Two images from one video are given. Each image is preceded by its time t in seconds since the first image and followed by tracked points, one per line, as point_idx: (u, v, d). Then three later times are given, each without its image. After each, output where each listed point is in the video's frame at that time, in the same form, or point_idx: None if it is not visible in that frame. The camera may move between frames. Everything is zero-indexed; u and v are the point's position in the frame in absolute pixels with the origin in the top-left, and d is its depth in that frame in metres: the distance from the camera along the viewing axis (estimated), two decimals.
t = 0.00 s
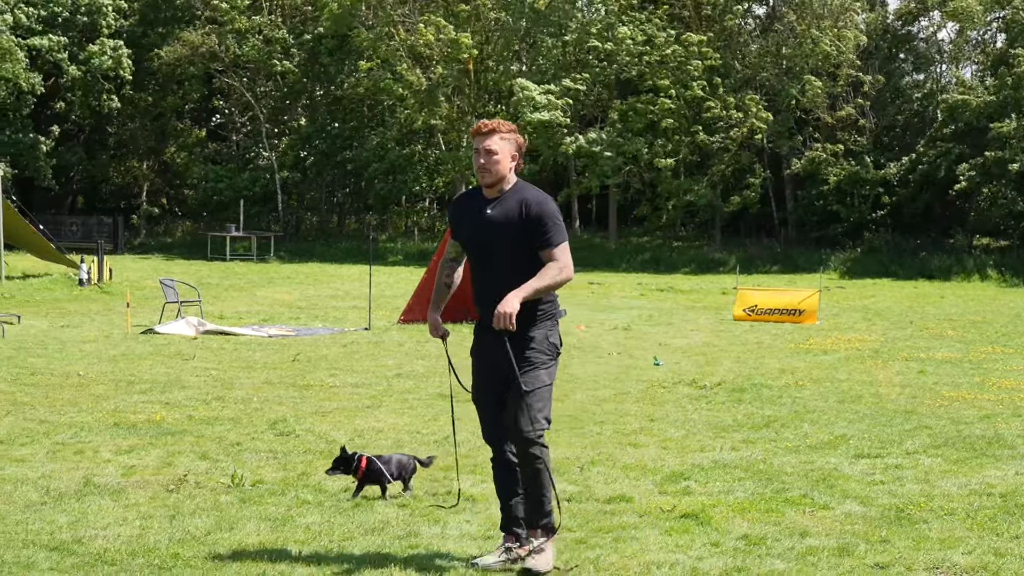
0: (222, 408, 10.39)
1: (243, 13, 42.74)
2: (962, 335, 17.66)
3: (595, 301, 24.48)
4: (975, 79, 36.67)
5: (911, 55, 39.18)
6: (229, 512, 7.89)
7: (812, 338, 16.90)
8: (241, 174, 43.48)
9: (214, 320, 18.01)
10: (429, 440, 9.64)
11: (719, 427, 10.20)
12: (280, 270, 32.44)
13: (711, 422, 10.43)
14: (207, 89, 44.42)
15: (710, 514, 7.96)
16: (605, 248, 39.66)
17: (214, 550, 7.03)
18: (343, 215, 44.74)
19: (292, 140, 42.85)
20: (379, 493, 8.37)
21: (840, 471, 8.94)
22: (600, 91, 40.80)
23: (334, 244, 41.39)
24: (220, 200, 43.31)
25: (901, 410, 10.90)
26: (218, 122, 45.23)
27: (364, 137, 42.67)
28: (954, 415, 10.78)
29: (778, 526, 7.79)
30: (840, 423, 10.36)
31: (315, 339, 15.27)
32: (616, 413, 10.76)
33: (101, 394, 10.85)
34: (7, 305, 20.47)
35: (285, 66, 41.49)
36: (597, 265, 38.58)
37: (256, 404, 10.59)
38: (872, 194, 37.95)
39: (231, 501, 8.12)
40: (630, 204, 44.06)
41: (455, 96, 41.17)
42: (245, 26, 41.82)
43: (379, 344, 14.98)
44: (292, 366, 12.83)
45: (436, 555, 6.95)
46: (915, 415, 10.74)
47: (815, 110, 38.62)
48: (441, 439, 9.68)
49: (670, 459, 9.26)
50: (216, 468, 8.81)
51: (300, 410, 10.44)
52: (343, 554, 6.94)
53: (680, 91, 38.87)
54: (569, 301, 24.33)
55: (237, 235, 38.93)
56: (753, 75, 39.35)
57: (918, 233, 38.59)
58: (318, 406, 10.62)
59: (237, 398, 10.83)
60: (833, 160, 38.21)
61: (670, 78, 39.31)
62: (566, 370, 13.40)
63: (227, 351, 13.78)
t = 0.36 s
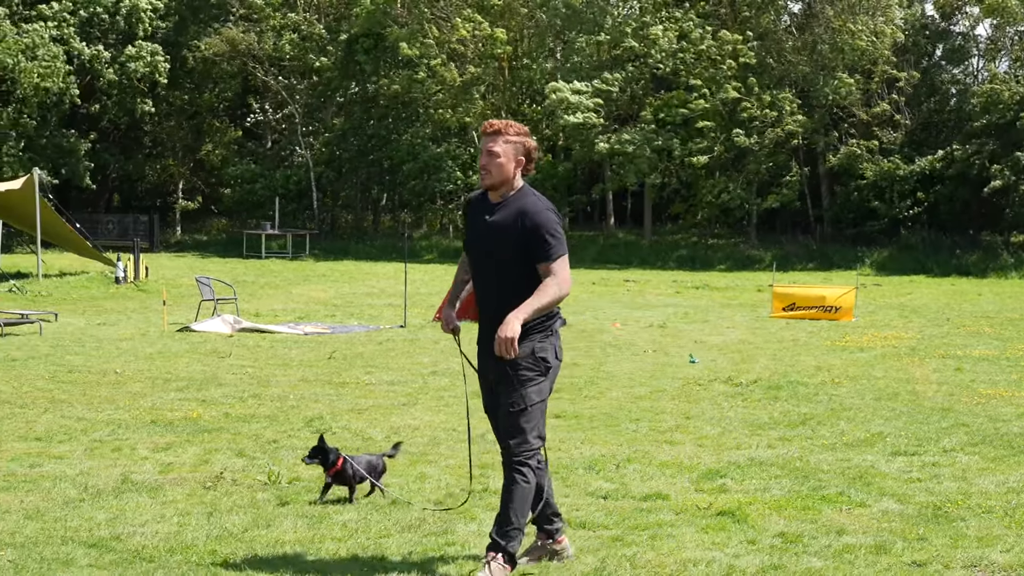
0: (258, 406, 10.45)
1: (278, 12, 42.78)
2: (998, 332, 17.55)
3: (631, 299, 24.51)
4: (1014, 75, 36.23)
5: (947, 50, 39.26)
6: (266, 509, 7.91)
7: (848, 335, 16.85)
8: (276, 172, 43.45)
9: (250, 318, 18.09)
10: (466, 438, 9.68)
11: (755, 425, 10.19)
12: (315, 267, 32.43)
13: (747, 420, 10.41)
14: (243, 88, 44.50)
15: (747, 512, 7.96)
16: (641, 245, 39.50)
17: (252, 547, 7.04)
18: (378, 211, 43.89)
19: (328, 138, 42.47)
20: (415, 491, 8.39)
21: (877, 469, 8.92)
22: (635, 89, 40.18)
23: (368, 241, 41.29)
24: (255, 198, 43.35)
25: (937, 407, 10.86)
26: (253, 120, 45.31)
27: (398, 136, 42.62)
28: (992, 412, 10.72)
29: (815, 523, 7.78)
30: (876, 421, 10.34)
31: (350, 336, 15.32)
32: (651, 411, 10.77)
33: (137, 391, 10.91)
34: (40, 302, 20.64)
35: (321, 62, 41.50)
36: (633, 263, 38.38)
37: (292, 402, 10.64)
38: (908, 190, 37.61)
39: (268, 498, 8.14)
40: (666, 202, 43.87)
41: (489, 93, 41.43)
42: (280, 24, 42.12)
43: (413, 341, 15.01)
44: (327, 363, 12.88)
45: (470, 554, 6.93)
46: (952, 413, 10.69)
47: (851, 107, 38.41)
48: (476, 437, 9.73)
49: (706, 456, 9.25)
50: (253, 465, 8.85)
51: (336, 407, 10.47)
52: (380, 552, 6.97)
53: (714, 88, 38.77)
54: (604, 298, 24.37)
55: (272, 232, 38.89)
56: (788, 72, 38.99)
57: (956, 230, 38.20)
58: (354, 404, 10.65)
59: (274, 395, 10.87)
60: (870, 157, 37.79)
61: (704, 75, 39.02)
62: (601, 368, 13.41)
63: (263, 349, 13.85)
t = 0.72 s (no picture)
0: (302, 402, 10.50)
1: (320, 10, 43.01)
2: None
3: (675, 295, 24.55)
4: None
5: (995, 45, 39.94)
6: (310, 505, 7.92)
7: (892, 332, 16.81)
8: (321, 169, 43.93)
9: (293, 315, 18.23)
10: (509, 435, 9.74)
11: (798, 422, 10.19)
12: (357, 264, 32.60)
13: (790, 417, 10.40)
14: (287, 85, 44.85)
15: (791, 509, 7.94)
16: (683, 242, 39.54)
17: (296, 543, 7.04)
18: (420, 209, 44.28)
19: (372, 133, 43.33)
20: (459, 487, 8.40)
21: (921, 466, 8.89)
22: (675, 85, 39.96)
23: (411, 239, 41.49)
24: (298, 194, 43.69)
25: (983, 405, 10.81)
26: (295, 116, 45.59)
27: (439, 133, 42.83)
28: None
29: (859, 521, 7.76)
30: (920, 418, 10.31)
31: (393, 333, 15.39)
32: (693, 408, 10.79)
33: (182, 388, 11.02)
34: (81, 298, 20.85)
35: (363, 58, 41.74)
36: (675, 260, 38.43)
37: (335, 398, 10.69)
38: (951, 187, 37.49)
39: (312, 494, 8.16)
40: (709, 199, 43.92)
41: (531, 90, 41.62)
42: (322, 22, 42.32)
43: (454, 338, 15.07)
44: (370, 360, 12.94)
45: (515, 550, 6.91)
46: (999, 410, 10.64)
47: (893, 103, 38.29)
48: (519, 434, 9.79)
49: (749, 454, 9.25)
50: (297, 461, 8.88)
51: (379, 404, 10.52)
52: (425, 548, 6.98)
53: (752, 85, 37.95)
54: (646, 295, 24.44)
55: (316, 230, 39.12)
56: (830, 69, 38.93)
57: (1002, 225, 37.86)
58: (397, 400, 10.70)
59: (317, 392, 10.93)
60: (910, 153, 37.83)
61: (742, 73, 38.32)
62: (644, 365, 13.45)
63: (306, 346, 13.94)
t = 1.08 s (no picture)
0: (346, 397, 10.58)
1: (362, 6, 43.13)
2: None
3: (720, 290, 24.57)
4: None
5: None
6: (355, 499, 7.92)
7: (938, 327, 16.75)
8: (364, 166, 44.14)
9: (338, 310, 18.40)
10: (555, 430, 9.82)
11: (844, 417, 10.18)
12: (401, 259, 32.83)
13: (835, 412, 10.38)
14: (331, 81, 45.11)
15: (836, 504, 7.90)
16: (728, 236, 39.57)
17: (342, 537, 7.03)
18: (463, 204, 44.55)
19: (416, 129, 43.70)
20: (504, 482, 8.41)
21: (968, 462, 8.85)
22: (718, 80, 39.97)
23: (456, 234, 41.73)
24: (343, 189, 44.08)
25: None
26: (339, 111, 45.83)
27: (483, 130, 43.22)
28: None
29: (905, 516, 7.71)
30: (967, 413, 10.27)
31: (436, 328, 15.49)
32: (737, 403, 10.81)
33: (227, 383, 11.13)
34: (128, 293, 21.09)
35: (407, 54, 41.90)
36: (720, 254, 38.49)
37: (380, 393, 10.76)
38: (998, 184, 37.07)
39: (357, 488, 8.17)
40: (753, 194, 43.91)
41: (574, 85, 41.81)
42: (366, 19, 42.47)
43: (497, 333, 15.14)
44: (415, 355, 13.03)
45: (560, 544, 6.88)
46: None
47: (939, 98, 37.88)
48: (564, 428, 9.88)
49: (794, 449, 9.24)
50: (341, 455, 8.91)
51: (423, 399, 10.59)
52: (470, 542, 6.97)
53: (800, 81, 37.91)
54: (690, 290, 24.50)
55: (360, 225, 39.39)
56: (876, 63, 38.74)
57: None
58: (442, 395, 10.76)
59: (363, 387, 11.01)
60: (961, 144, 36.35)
61: (790, 68, 38.42)
62: (689, 360, 13.48)
63: (351, 341, 14.06)
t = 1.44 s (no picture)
0: (389, 393, 10.64)
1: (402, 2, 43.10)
2: None
3: (759, 284, 24.57)
4: None
5: None
6: (398, 495, 7.92)
7: (980, 321, 16.68)
8: (401, 160, 44.07)
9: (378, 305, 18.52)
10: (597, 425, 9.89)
11: (888, 412, 10.15)
12: (440, 254, 33.02)
13: (878, 407, 10.36)
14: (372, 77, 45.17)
15: (880, 500, 7.86)
16: (770, 231, 39.52)
17: (386, 532, 7.03)
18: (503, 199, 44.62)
19: (455, 124, 43.27)
20: (546, 477, 8.41)
21: (1013, 457, 8.80)
22: (760, 75, 40.07)
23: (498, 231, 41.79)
24: (383, 186, 44.19)
25: None
26: (379, 107, 45.92)
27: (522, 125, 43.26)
28: None
29: (949, 512, 7.67)
30: (1012, 409, 10.22)
31: (477, 324, 15.55)
32: (780, 398, 10.83)
33: (270, 378, 11.21)
34: (169, 288, 21.27)
35: (449, 49, 41.91)
36: (763, 248, 38.43)
37: (422, 389, 10.83)
38: None
39: (399, 484, 8.18)
40: (796, 188, 43.84)
41: (615, 80, 41.81)
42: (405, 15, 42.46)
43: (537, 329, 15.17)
44: (456, 351, 13.10)
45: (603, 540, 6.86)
46: None
47: (983, 92, 37.47)
48: (608, 424, 9.93)
49: (838, 444, 9.22)
50: (384, 451, 8.93)
51: (466, 395, 10.64)
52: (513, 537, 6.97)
53: (845, 76, 37.72)
54: (730, 284, 24.54)
55: (401, 222, 39.47)
56: (921, 56, 38.41)
57: None
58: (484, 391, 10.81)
59: (406, 382, 11.08)
60: (1004, 139, 36.30)
61: (834, 62, 37.97)
62: (731, 355, 13.50)
63: (392, 337, 14.16)
